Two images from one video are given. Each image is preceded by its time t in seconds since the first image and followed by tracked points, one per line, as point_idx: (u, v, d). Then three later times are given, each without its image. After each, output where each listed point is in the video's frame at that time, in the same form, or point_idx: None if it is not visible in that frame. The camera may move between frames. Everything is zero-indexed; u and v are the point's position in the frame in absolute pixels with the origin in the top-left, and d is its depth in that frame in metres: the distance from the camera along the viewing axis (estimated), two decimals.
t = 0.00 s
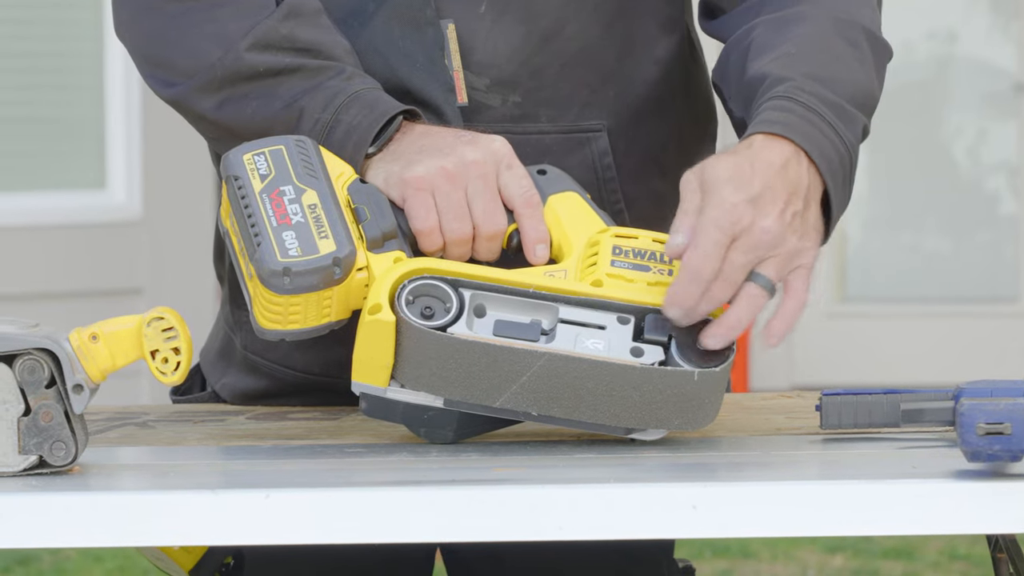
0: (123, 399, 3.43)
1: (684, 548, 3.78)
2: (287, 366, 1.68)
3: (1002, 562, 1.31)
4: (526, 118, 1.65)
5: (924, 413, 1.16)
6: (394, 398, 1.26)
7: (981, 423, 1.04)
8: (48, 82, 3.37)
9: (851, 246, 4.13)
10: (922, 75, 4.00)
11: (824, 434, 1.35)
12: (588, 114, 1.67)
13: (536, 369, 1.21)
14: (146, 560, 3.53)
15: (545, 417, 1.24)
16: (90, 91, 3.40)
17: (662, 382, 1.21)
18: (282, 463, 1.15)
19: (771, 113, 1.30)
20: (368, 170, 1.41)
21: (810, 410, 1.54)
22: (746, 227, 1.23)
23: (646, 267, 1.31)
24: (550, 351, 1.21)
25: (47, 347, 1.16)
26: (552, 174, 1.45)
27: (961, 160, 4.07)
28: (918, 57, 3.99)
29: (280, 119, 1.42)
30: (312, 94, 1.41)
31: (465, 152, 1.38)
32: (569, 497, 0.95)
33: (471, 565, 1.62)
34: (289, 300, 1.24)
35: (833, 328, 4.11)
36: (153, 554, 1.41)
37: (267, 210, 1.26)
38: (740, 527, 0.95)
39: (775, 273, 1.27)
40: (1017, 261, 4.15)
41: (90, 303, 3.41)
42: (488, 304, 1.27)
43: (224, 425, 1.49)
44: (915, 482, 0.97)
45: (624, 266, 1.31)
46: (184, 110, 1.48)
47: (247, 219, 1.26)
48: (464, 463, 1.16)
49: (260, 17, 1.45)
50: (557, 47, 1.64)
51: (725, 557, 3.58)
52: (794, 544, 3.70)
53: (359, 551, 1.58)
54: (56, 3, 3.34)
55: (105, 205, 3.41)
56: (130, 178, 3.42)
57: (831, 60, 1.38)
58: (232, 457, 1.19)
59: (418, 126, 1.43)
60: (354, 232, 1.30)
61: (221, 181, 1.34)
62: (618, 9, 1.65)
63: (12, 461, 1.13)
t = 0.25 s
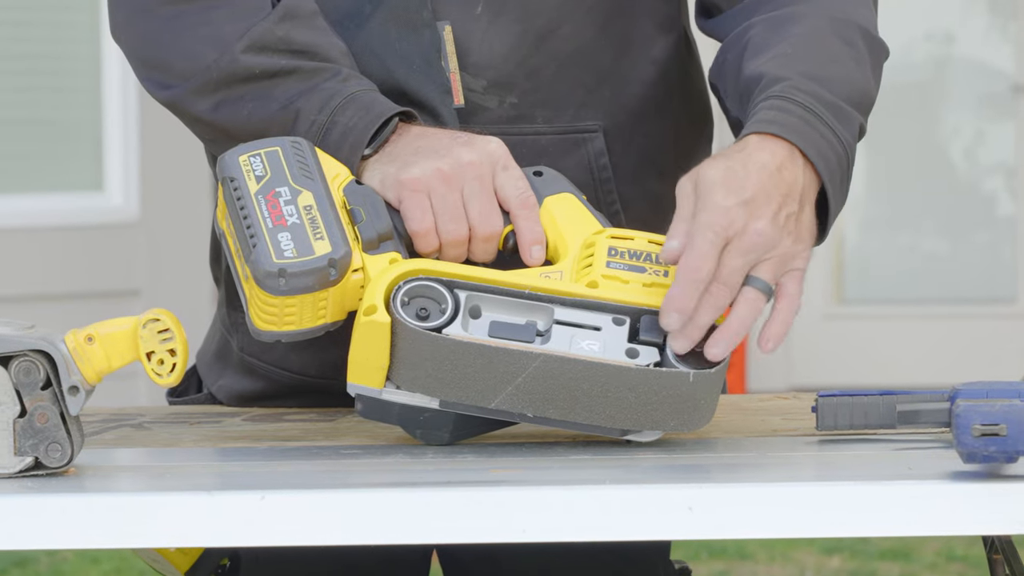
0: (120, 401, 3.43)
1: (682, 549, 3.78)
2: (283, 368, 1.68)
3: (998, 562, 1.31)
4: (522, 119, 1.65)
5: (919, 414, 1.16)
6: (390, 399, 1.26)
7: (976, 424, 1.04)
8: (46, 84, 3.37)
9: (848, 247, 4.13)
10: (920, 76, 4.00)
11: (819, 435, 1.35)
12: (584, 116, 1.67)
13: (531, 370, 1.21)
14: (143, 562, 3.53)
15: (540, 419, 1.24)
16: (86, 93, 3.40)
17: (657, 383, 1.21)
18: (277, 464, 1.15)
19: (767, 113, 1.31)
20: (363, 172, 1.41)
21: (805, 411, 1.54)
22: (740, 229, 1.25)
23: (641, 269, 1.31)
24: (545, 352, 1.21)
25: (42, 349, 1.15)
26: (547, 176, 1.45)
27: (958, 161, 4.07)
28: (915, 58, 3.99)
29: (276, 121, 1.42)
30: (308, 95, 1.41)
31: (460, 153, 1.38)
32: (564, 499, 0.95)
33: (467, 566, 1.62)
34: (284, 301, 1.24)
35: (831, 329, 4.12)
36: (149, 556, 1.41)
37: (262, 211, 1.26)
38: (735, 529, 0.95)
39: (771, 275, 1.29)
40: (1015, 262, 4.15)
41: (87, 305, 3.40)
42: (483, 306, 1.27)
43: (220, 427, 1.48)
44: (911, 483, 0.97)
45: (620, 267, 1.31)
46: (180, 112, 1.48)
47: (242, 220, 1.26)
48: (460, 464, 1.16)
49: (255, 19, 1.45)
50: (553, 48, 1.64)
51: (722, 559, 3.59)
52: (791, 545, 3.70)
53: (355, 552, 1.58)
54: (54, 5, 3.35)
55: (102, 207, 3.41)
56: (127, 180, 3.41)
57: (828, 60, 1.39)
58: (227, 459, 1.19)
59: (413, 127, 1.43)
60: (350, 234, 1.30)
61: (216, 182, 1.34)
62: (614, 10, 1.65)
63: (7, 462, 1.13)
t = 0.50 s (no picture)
0: (117, 402, 3.43)
1: (679, 550, 3.78)
2: (280, 369, 1.67)
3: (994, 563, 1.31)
4: (518, 121, 1.65)
5: (916, 415, 1.16)
6: (386, 400, 1.26)
7: (971, 425, 1.04)
8: (46, 84, 3.37)
9: (846, 247, 4.14)
10: (918, 76, 4.00)
11: (816, 435, 1.35)
12: (580, 117, 1.67)
13: (527, 371, 1.21)
14: (140, 563, 3.52)
15: (536, 420, 1.24)
16: (84, 94, 3.40)
17: (653, 384, 1.21)
18: (274, 465, 1.15)
19: (757, 120, 1.32)
20: (359, 173, 1.41)
21: (802, 411, 1.54)
22: (746, 236, 1.24)
23: (636, 269, 1.32)
24: (541, 353, 1.21)
25: (38, 350, 1.15)
26: (543, 177, 1.45)
27: (957, 161, 4.07)
28: (914, 58, 4.00)
29: (272, 122, 1.43)
30: (304, 97, 1.42)
31: (456, 154, 1.38)
32: (560, 499, 0.95)
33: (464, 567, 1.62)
34: (280, 302, 1.24)
35: (829, 330, 4.12)
36: (146, 557, 1.41)
37: (258, 212, 1.26)
38: (732, 529, 0.95)
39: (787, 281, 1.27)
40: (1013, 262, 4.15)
41: (83, 306, 3.40)
42: (478, 306, 1.27)
43: (216, 427, 1.48)
44: (907, 483, 0.97)
45: (615, 267, 1.31)
46: (176, 113, 1.48)
47: (238, 221, 1.26)
48: (456, 465, 1.16)
49: (251, 20, 1.44)
50: (549, 50, 1.64)
51: (720, 560, 3.58)
52: (789, 546, 3.70)
53: (352, 553, 1.58)
54: (52, 6, 3.34)
55: (101, 208, 3.40)
56: (125, 181, 3.41)
57: (820, 65, 1.39)
58: (224, 460, 1.19)
59: (409, 128, 1.43)
60: (346, 235, 1.30)
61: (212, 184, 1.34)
62: (609, 11, 1.65)
63: (3, 464, 1.13)
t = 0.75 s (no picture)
0: (114, 402, 3.42)
1: (678, 549, 3.78)
2: (278, 369, 1.67)
3: (992, 561, 1.32)
4: (515, 120, 1.65)
5: (914, 413, 1.16)
6: (384, 399, 1.26)
7: (970, 423, 1.04)
8: (45, 84, 3.36)
9: (845, 246, 4.14)
10: (917, 75, 4.01)
11: (813, 434, 1.35)
12: (578, 117, 1.67)
13: (526, 370, 1.21)
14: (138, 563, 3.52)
15: (534, 419, 1.24)
16: (82, 94, 3.39)
17: (651, 382, 1.21)
18: (271, 465, 1.15)
19: (756, 113, 1.32)
20: (356, 173, 1.40)
21: (800, 411, 1.54)
22: (746, 227, 1.23)
23: (635, 268, 1.31)
24: (540, 351, 1.20)
25: (36, 350, 1.15)
26: (541, 176, 1.45)
27: (956, 160, 4.07)
28: (912, 57, 4.00)
29: (270, 122, 1.42)
30: (300, 97, 1.41)
31: (454, 153, 1.38)
32: (558, 499, 0.95)
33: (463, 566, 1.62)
34: (278, 301, 1.24)
35: (827, 329, 4.13)
36: (144, 557, 1.41)
37: (256, 211, 1.26)
38: (731, 529, 0.95)
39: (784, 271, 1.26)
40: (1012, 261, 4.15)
41: (80, 306, 3.39)
42: (476, 305, 1.26)
43: (214, 427, 1.48)
44: (906, 482, 0.97)
45: (613, 266, 1.31)
46: (174, 113, 1.48)
47: (235, 220, 1.26)
48: (455, 464, 1.16)
49: (249, 20, 1.45)
50: (547, 49, 1.64)
51: (719, 559, 3.59)
52: (788, 545, 3.70)
53: (350, 553, 1.58)
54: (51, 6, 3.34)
55: (100, 208, 3.40)
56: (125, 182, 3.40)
57: (817, 60, 1.39)
58: (222, 460, 1.19)
59: (406, 128, 1.43)
60: (343, 234, 1.30)
61: (210, 184, 1.34)
62: (606, 10, 1.65)
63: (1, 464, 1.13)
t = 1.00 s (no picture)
0: (112, 399, 3.42)
1: (677, 546, 3.78)
2: (277, 366, 1.67)
3: (991, 559, 1.32)
4: (514, 118, 1.65)
5: (913, 410, 1.16)
6: (383, 397, 1.26)
7: (969, 420, 1.05)
8: (43, 82, 3.34)
9: (845, 244, 4.14)
10: (916, 72, 4.02)
11: (813, 431, 1.35)
12: (577, 115, 1.67)
13: (524, 367, 1.21)
14: (136, 561, 3.52)
15: (533, 416, 1.24)
16: (83, 91, 3.38)
17: (650, 380, 1.21)
18: (270, 462, 1.15)
19: (761, 93, 1.33)
20: (356, 170, 1.40)
21: (800, 408, 1.54)
22: (754, 179, 1.28)
23: (634, 265, 1.32)
24: (537, 349, 1.20)
25: (35, 348, 1.15)
26: (540, 172, 1.45)
27: (955, 157, 4.08)
28: (912, 54, 4.01)
29: (269, 119, 1.42)
30: (300, 94, 1.41)
31: (453, 150, 1.38)
32: (557, 495, 0.95)
33: (463, 563, 1.62)
34: (277, 299, 1.24)
35: (825, 326, 4.13)
36: (144, 554, 1.41)
37: (255, 209, 1.26)
38: (732, 526, 0.95)
39: (782, 233, 1.31)
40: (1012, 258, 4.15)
41: (77, 303, 3.39)
42: (475, 303, 1.26)
43: (213, 425, 1.48)
44: (907, 479, 0.97)
45: (612, 263, 1.31)
46: (172, 111, 1.48)
47: (234, 218, 1.26)
48: (453, 462, 1.16)
49: (248, 18, 1.45)
50: (546, 46, 1.64)
51: (718, 556, 3.59)
52: (787, 542, 3.71)
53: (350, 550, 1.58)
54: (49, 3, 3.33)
55: (100, 205, 3.40)
56: (124, 180, 3.41)
57: (821, 54, 1.40)
58: (221, 457, 1.19)
59: (406, 125, 1.43)
60: (342, 231, 1.30)
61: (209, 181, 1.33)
62: (605, 8, 1.65)
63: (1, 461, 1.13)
